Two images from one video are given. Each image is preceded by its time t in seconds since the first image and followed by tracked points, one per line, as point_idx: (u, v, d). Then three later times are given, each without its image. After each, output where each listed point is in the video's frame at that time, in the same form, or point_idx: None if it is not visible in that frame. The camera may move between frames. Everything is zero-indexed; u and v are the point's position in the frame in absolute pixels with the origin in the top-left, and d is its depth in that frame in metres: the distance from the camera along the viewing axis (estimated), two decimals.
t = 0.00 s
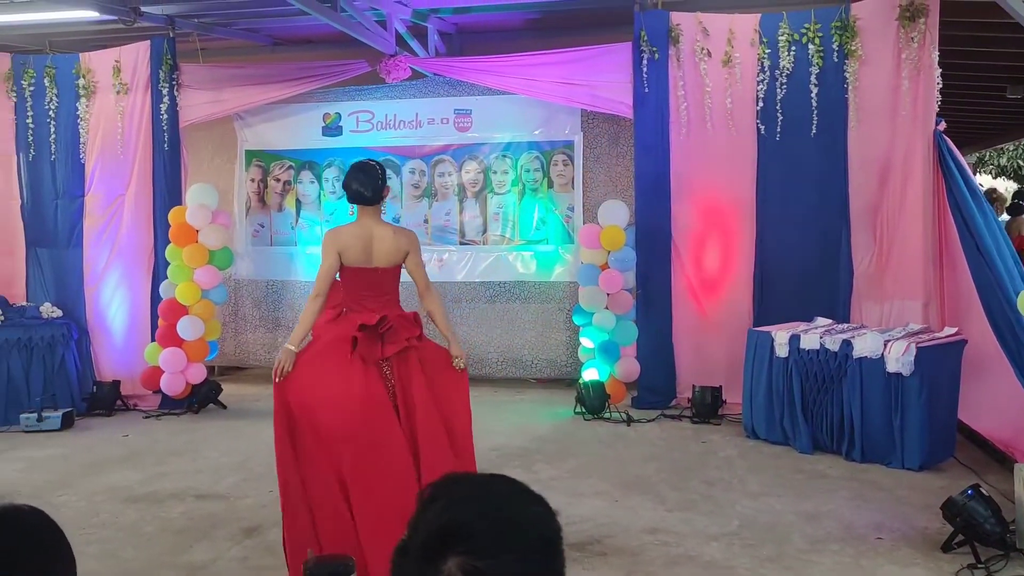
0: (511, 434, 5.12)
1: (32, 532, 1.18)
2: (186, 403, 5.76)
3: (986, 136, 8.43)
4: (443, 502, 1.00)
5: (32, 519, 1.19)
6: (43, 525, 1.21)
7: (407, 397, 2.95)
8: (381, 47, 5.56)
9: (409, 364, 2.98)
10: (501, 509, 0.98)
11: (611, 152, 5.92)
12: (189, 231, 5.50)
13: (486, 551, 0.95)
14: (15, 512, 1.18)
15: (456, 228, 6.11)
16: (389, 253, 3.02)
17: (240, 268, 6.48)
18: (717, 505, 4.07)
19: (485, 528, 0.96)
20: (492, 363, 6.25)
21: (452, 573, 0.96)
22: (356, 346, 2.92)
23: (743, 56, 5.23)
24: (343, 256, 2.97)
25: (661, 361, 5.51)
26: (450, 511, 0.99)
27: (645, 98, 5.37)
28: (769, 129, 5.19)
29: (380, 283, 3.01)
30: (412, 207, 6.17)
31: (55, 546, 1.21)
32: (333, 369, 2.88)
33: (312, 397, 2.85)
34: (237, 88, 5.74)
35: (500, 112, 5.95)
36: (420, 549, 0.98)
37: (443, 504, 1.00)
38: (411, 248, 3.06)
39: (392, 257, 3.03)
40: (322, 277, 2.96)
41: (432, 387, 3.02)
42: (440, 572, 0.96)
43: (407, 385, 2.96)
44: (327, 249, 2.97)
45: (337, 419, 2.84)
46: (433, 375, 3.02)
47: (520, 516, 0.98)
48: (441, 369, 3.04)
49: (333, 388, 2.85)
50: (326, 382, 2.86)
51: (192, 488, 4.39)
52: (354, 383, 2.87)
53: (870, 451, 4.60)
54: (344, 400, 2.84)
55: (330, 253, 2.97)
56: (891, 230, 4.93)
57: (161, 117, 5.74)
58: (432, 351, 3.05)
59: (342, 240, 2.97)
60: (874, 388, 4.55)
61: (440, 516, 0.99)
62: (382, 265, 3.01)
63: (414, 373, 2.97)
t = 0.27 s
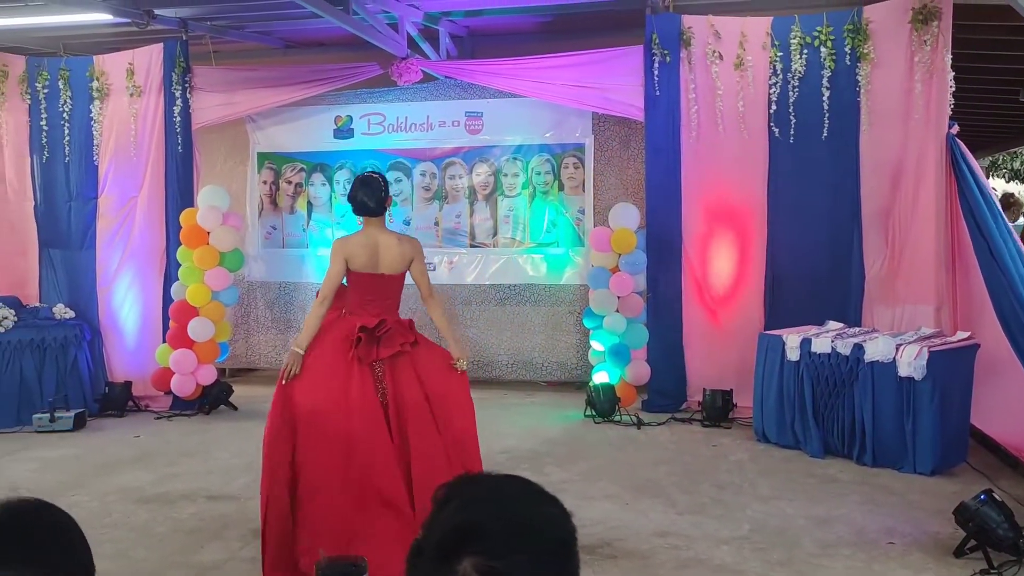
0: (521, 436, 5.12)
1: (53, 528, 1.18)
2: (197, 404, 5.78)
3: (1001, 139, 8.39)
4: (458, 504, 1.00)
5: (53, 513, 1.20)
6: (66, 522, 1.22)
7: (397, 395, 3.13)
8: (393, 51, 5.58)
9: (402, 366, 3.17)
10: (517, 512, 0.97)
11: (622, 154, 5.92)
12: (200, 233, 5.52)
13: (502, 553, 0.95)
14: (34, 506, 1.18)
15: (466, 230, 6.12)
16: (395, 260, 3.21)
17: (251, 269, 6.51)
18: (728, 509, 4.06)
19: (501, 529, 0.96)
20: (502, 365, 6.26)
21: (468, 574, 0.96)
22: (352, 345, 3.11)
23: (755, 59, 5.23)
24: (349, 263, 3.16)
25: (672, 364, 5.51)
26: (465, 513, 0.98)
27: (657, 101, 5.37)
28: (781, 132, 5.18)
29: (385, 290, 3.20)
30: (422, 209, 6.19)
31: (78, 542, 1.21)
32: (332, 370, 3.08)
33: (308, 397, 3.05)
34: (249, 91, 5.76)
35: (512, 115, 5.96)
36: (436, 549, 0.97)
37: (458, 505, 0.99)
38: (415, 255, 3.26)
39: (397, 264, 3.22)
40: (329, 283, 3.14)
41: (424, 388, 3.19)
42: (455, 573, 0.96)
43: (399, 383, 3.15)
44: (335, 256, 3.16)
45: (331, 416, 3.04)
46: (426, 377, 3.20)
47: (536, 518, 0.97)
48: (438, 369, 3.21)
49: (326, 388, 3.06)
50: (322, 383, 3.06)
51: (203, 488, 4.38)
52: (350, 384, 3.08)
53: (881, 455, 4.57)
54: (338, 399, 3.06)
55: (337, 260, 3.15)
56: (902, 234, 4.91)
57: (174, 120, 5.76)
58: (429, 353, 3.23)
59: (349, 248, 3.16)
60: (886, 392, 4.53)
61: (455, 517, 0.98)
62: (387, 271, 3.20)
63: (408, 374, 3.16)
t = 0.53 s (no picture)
0: (529, 439, 5.13)
1: (70, 532, 1.08)
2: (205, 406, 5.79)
3: (1011, 143, 8.37)
4: (469, 503, 0.99)
5: (74, 515, 1.12)
6: (90, 523, 1.13)
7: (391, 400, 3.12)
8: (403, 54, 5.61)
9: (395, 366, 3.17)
10: (529, 512, 0.97)
11: (631, 158, 5.91)
12: (210, 235, 5.54)
13: (514, 553, 0.95)
14: (54, 510, 1.10)
15: (475, 233, 6.14)
16: (392, 259, 3.17)
17: (261, 271, 6.53)
18: (736, 513, 4.06)
19: (513, 529, 0.96)
20: (510, 368, 6.26)
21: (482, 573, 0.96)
22: (348, 342, 3.11)
23: (764, 63, 5.24)
24: (350, 264, 3.12)
25: (681, 368, 5.50)
26: (477, 513, 0.98)
27: (666, 104, 5.37)
28: (791, 136, 5.18)
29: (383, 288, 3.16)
30: (431, 211, 6.20)
31: (104, 546, 1.12)
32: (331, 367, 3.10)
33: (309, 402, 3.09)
34: (259, 93, 5.79)
35: (521, 118, 5.98)
36: (449, 550, 0.98)
37: (468, 508, 0.99)
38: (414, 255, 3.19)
39: (395, 263, 3.17)
40: (332, 285, 3.11)
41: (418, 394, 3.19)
42: (469, 572, 0.96)
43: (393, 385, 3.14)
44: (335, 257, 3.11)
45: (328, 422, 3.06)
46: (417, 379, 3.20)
47: (547, 518, 0.97)
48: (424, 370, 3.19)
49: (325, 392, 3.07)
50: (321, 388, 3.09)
51: (212, 489, 4.38)
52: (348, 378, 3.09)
53: (890, 460, 4.56)
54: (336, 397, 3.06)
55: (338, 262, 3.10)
56: (912, 239, 4.90)
57: (184, 122, 5.79)
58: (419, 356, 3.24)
59: (346, 251, 3.10)
60: (895, 397, 4.52)
61: (466, 520, 0.97)
62: (385, 270, 3.16)
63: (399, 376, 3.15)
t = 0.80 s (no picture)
0: (534, 441, 5.13)
1: (85, 531, 1.04)
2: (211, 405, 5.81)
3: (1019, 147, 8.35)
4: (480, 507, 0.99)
5: (86, 511, 1.06)
6: (105, 523, 1.08)
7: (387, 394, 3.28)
8: (410, 56, 5.62)
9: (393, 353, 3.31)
10: (536, 513, 0.97)
11: (638, 160, 5.91)
12: (217, 235, 5.55)
13: (521, 552, 0.95)
14: (68, 507, 1.05)
15: (480, 234, 6.16)
16: (386, 251, 3.30)
17: (268, 271, 6.55)
18: (741, 515, 4.05)
19: (520, 529, 0.96)
20: (515, 369, 6.26)
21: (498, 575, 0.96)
22: (346, 326, 3.27)
23: (771, 65, 5.24)
24: (344, 253, 3.28)
25: (686, 370, 5.50)
26: (488, 517, 0.97)
27: (672, 106, 5.38)
28: (797, 139, 5.18)
29: (379, 278, 3.29)
30: (437, 212, 6.22)
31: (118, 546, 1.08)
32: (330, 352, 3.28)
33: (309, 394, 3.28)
34: (266, 94, 5.82)
35: (527, 120, 6.00)
36: (459, 552, 0.98)
37: (479, 510, 0.98)
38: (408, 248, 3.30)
39: (388, 254, 3.30)
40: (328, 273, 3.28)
41: (413, 387, 3.35)
42: (482, 575, 0.96)
43: (390, 377, 3.29)
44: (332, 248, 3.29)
45: (327, 414, 3.28)
46: (413, 368, 3.33)
47: (557, 519, 0.97)
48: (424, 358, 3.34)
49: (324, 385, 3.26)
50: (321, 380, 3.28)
51: (217, 488, 4.38)
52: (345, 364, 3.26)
53: (895, 463, 4.55)
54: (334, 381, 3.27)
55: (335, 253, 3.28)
56: (918, 241, 4.89)
57: (191, 122, 5.81)
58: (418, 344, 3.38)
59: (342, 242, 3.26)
60: (901, 400, 4.51)
61: (477, 523, 0.97)
62: (379, 260, 3.29)
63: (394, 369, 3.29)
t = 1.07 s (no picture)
0: (537, 441, 5.13)
1: (92, 526, 1.02)
2: (214, 404, 5.81)
3: None
4: (502, 505, 0.98)
5: (91, 503, 1.04)
6: (113, 516, 1.06)
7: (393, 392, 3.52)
8: (414, 55, 5.62)
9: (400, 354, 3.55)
10: (544, 510, 0.97)
11: (642, 160, 5.91)
12: (222, 234, 5.57)
13: (534, 550, 0.96)
14: (73, 500, 1.03)
15: (484, 234, 6.16)
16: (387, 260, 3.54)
17: (271, 270, 6.56)
18: (743, 516, 4.05)
19: (530, 528, 0.96)
20: (518, 370, 6.27)
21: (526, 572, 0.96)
22: (355, 330, 3.49)
23: (775, 66, 5.24)
24: (348, 260, 3.52)
25: (689, 370, 5.50)
26: (512, 515, 0.97)
27: (676, 107, 5.38)
28: (801, 140, 5.18)
29: (379, 284, 3.53)
30: (441, 212, 6.22)
31: (124, 539, 1.06)
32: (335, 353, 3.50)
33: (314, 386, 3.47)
34: (270, 93, 5.82)
35: (531, 120, 6.00)
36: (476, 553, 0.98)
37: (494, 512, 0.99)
38: (405, 257, 3.53)
39: (389, 263, 3.53)
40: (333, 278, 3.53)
41: (411, 383, 3.58)
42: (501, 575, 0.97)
43: (394, 379, 3.54)
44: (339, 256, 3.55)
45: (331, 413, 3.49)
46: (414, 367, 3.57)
47: (583, 518, 0.98)
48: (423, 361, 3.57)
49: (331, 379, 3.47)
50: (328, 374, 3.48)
51: (220, 487, 4.38)
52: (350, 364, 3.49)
53: (898, 465, 4.55)
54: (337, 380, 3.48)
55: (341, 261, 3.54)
56: (921, 243, 4.89)
57: (195, 121, 5.82)
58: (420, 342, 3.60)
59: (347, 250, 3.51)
60: (904, 401, 4.51)
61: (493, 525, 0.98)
62: (381, 268, 3.53)
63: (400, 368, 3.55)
